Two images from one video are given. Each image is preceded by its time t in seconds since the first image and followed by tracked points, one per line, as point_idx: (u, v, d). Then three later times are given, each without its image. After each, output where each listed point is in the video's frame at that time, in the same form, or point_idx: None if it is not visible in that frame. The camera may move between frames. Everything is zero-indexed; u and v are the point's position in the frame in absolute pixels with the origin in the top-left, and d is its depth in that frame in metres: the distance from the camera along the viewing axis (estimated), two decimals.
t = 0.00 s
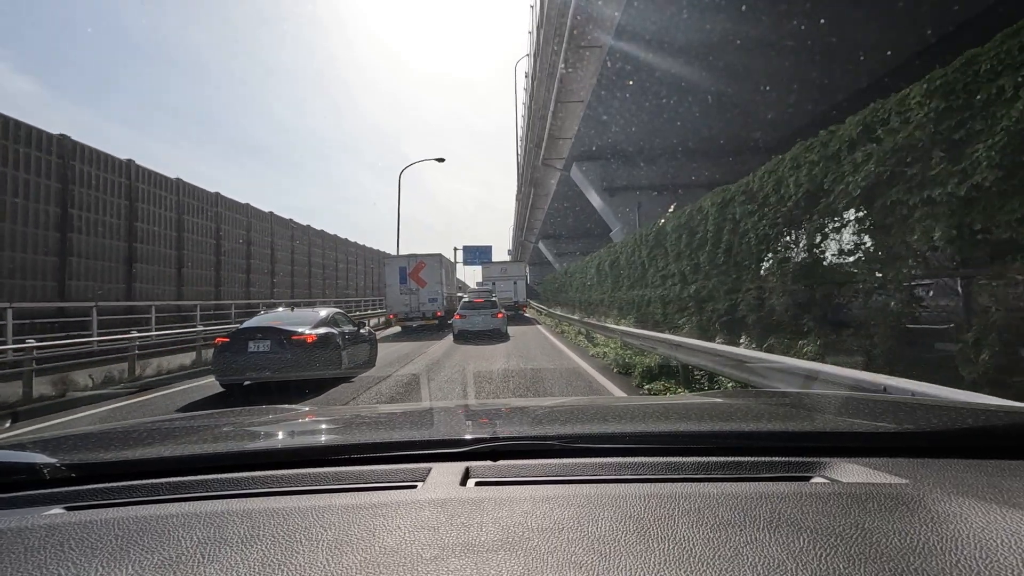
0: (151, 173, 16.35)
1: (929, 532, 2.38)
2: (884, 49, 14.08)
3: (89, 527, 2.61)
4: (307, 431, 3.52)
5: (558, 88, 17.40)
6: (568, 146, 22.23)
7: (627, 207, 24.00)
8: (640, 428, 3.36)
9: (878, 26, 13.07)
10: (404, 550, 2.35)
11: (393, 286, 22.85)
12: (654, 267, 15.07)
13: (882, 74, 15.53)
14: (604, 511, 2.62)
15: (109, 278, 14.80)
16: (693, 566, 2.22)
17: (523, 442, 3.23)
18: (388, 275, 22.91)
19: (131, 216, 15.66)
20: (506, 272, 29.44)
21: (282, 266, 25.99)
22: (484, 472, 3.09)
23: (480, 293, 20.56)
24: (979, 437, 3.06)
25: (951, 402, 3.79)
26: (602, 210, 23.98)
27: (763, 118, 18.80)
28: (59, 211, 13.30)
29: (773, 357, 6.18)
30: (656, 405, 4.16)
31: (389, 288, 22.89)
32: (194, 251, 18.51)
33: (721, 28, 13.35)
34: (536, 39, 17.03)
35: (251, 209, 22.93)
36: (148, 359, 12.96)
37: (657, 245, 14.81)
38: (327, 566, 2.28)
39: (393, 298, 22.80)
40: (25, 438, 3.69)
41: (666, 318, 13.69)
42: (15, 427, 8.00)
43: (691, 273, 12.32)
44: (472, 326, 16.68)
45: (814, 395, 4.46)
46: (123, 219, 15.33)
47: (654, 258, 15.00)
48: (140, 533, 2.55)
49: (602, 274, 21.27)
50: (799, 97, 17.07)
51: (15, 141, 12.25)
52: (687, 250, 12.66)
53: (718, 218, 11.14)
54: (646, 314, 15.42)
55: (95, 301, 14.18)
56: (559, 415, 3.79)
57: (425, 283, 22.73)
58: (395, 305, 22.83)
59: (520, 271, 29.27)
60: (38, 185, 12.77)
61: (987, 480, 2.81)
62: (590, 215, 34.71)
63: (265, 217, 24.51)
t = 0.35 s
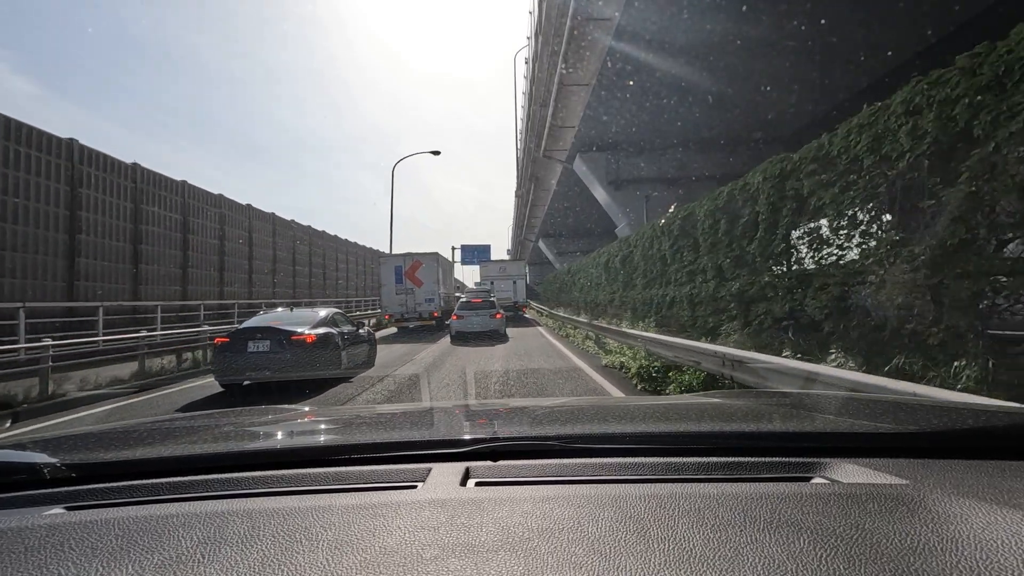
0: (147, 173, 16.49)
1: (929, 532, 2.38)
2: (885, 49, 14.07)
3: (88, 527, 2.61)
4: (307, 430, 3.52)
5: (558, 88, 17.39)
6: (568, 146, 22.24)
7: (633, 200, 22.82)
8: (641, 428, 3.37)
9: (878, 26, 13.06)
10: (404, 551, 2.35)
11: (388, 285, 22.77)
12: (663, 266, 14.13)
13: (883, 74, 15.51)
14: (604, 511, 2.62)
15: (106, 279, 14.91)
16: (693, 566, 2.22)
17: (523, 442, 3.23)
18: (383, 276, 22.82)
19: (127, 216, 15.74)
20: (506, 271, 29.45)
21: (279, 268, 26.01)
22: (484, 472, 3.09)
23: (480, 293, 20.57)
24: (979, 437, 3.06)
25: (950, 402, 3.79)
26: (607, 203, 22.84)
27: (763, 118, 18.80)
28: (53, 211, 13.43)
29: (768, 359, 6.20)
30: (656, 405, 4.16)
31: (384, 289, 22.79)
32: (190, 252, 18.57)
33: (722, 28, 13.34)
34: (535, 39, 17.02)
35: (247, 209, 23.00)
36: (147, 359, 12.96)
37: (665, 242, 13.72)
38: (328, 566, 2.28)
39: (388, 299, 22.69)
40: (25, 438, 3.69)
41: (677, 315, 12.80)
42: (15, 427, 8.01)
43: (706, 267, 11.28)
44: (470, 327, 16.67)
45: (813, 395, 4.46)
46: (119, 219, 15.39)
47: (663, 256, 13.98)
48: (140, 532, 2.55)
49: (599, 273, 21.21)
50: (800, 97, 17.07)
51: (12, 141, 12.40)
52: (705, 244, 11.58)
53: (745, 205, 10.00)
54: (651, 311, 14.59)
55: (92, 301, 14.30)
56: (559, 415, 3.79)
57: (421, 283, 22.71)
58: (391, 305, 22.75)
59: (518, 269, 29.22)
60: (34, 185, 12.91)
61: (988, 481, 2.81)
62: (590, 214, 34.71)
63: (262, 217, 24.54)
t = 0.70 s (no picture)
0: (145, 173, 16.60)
1: (929, 533, 2.38)
2: (886, 49, 14.05)
3: (88, 526, 2.61)
4: (304, 430, 3.52)
5: (557, 88, 17.38)
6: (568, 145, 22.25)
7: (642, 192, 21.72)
8: (641, 428, 3.37)
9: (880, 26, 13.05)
10: (404, 550, 2.35)
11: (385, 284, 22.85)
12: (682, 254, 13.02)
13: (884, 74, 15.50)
14: (604, 511, 2.62)
15: (101, 279, 14.96)
16: (692, 566, 2.22)
17: (523, 442, 3.23)
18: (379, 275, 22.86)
19: (122, 216, 15.79)
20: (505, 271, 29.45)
21: (276, 268, 26.05)
22: (484, 472, 3.10)
23: (479, 292, 20.56)
24: (979, 437, 3.06)
25: (951, 403, 3.80)
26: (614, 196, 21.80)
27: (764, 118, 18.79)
28: (51, 212, 13.51)
29: (769, 361, 6.17)
30: (656, 405, 4.16)
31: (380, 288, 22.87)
32: (185, 253, 18.67)
33: (723, 28, 13.32)
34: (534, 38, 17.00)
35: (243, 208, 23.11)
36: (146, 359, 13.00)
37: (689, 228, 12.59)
38: (327, 566, 2.28)
39: (384, 298, 22.80)
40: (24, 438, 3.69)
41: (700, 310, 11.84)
42: (14, 427, 8.01)
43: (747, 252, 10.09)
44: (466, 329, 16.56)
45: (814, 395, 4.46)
46: (115, 220, 15.46)
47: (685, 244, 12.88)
48: (140, 532, 2.55)
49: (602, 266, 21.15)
50: (801, 97, 17.05)
51: (7, 142, 12.42)
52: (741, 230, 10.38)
53: (797, 183, 8.75)
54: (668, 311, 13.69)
55: (75, 300, 14.05)
56: (560, 415, 3.79)
57: (418, 282, 22.69)
58: (386, 304, 22.81)
59: (518, 269, 29.23)
60: (32, 186, 13.01)
61: (988, 481, 2.81)
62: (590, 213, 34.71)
63: (258, 217, 24.59)
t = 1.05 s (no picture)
0: (145, 172, 16.64)
1: (927, 534, 2.38)
2: (887, 49, 14.04)
3: (88, 525, 2.62)
4: (301, 430, 3.51)
5: (557, 88, 17.37)
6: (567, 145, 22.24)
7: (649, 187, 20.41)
8: (640, 428, 3.38)
9: (881, 26, 13.03)
10: (403, 550, 2.35)
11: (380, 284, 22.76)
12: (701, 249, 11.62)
13: (885, 74, 15.48)
14: (604, 511, 2.62)
15: (99, 279, 14.97)
16: (693, 567, 2.22)
17: (522, 442, 3.23)
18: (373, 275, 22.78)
19: (122, 216, 15.81)
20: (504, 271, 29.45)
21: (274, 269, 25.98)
22: (484, 472, 3.10)
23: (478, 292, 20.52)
24: (979, 438, 3.06)
25: (950, 403, 3.80)
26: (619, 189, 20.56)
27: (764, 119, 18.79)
28: (51, 212, 13.53)
29: (768, 362, 6.19)
30: (655, 406, 4.17)
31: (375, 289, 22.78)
32: (184, 253, 18.66)
33: (723, 29, 13.30)
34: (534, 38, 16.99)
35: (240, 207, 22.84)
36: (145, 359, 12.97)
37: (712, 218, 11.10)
38: (327, 566, 2.27)
39: (379, 297, 22.70)
40: (23, 437, 3.68)
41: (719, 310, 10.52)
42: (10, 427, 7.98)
43: (786, 247, 8.54)
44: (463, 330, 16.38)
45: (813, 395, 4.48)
46: (115, 220, 15.50)
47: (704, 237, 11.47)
48: (140, 532, 2.55)
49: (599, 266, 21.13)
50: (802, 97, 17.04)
51: None
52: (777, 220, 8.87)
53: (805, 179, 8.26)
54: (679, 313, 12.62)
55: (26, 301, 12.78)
56: (559, 415, 3.79)
57: (413, 282, 22.67)
58: (381, 303, 22.72)
59: (518, 269, 29.20)
60: (30, 186, 12.99)
61: (987, 482, 2.81)
62: (590, 212, 34.62)
63: (257, 217, 24.59)
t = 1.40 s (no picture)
0: (144, 171, 16.65)
1: (927, 534, 2.38)
2: (888, 49, 14.03)
3: (88, 524, 2.62)
4: (298, 430, 3.51)
5: (557, 88, 17.39)
6: (568, 145, 22.29)
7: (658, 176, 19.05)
8: (640, 428, 3.38)
9: (882, 26, 13.02)
10: (403, 549, 2.35)
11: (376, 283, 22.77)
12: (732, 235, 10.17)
13: (886, 74, 15.47)
14: (604, 512, 2.62)
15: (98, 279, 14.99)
16: (692, 567, 2.22)
17: (522, 442, 3.24)
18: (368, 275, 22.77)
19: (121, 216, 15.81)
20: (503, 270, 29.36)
21: (268, 269, 25.26)
22: (484, 472, 3.09)
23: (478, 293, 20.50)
24: (979, 438, 3.06)
25: (950, 404, 3.80)
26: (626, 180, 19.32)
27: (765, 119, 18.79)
28: (51, 212, 13.57)
29: (765, 364, 6.24)
30: (655, 406, 4.17)
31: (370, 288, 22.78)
32: (183, 253, 18.68)
33: (723, 29, 13.30)
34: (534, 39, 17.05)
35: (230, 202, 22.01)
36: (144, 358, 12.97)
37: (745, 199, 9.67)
38: (326, 566, 2.27)
39: (375, 297, 22.71)
40: (21, 437, 3.67)
41: (758, 303, 9.08)
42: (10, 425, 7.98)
43: (850, 227, 6.97)
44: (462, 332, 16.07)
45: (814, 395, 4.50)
46: (115, 220, 15.54)
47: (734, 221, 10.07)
48: (139, 531, 2.55)
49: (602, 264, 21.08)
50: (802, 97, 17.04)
51: None
52: (831, 195, 7.40)
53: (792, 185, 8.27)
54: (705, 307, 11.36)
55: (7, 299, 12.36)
56: (558, 415, 3.79)
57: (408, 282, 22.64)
58: (377, 302, 22.72)
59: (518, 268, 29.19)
60: (29, 187, 13.00)
61: (987, 483, 2.81)
62: (591, 212, 34.63)
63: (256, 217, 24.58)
